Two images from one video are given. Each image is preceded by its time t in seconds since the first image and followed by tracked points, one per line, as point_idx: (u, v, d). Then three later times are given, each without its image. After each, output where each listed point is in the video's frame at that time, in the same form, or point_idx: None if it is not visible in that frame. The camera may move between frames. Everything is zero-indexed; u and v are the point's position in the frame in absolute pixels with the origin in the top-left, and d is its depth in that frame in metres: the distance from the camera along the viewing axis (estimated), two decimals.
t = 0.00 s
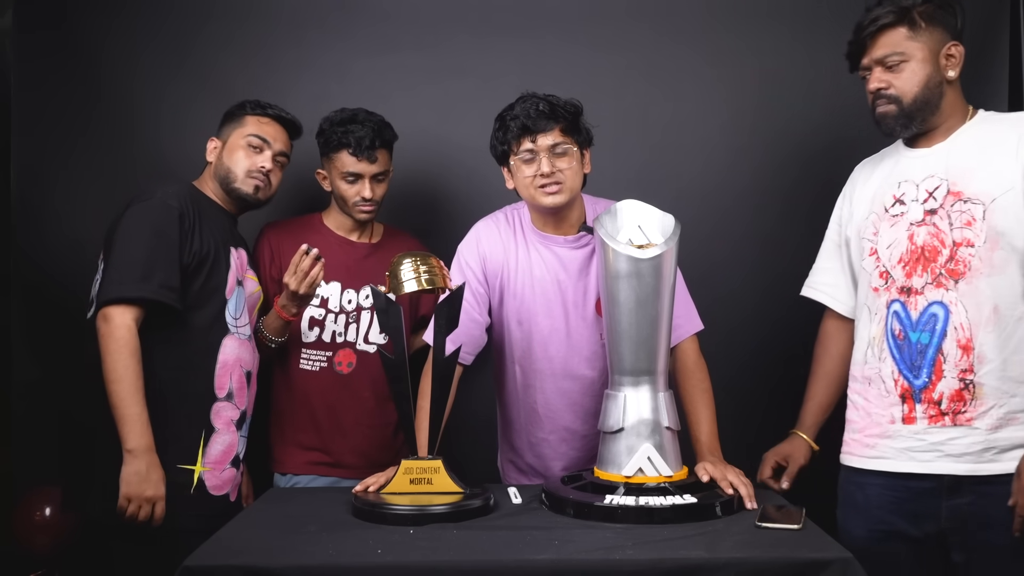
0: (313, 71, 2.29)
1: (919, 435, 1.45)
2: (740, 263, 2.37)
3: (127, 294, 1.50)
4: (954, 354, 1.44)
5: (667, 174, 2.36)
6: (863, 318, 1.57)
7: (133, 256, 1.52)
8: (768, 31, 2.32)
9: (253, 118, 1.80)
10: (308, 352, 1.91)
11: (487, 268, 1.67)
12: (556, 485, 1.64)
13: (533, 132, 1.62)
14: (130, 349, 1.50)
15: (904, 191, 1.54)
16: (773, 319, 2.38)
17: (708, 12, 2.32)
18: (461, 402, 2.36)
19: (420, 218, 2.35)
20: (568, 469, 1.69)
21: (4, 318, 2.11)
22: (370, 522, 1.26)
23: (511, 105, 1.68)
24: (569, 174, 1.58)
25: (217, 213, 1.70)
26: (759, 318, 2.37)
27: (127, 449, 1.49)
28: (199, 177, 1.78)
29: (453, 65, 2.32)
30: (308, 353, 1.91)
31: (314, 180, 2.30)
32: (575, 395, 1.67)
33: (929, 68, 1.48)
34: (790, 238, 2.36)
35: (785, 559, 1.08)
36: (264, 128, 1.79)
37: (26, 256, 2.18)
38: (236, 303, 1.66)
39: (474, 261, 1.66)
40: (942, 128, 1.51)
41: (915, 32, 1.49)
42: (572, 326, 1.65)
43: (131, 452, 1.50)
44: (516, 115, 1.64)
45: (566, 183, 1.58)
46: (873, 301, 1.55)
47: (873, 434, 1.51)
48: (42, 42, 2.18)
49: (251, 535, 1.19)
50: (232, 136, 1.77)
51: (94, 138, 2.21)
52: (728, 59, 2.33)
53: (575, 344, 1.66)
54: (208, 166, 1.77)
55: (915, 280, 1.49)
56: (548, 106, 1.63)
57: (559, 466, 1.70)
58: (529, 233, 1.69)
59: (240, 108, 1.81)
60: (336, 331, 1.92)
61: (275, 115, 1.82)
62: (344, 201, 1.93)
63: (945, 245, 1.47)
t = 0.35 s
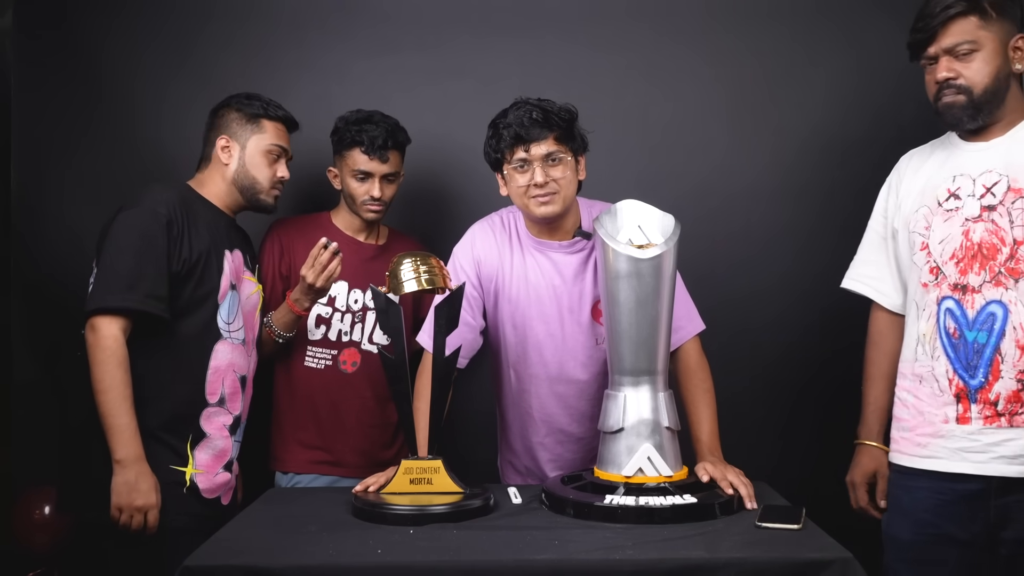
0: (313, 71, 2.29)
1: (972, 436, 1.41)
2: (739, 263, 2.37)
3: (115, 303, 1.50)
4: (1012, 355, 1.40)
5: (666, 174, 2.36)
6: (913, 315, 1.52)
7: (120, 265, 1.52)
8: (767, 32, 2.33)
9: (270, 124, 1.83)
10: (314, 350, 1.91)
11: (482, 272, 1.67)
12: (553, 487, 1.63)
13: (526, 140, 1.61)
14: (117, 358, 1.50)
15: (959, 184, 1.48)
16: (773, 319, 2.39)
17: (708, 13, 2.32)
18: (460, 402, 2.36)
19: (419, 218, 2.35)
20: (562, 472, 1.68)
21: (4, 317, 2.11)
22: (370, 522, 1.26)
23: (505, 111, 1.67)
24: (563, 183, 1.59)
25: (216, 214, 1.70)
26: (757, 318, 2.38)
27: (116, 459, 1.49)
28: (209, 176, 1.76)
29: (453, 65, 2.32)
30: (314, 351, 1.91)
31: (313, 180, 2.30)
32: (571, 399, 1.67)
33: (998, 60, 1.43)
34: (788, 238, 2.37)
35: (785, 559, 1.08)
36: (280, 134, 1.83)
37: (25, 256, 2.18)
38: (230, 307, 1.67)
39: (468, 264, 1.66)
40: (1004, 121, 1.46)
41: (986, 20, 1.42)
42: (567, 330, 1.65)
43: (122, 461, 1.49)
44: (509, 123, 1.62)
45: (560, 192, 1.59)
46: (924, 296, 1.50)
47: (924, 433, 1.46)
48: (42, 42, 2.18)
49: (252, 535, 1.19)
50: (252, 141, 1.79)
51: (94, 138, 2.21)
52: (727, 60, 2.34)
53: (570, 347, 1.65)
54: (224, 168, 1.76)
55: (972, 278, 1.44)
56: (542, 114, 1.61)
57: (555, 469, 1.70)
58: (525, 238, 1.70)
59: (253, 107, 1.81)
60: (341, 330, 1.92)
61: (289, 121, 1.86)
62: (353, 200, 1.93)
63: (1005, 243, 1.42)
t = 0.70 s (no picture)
0: (313, 71, 2.29)
1: (992, 436, 1.41)
2: (739, 263, 2.37)
3: (121, 296, 1.49)
4: None
5: (666, 175, 2.36)
6: (938, 313, 1.52)
7: (128, 260, 1.51)
8: (768, 32, 2.33)
9: (289, 139, 1.85)
10: (315, 348, 1.92)
11: (483, 278, 1.67)
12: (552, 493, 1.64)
13: (528, 157, 1.59)
14: (122, 352, 1.49)
15: (987, 183, 1.48)
16: (773, 319, 2.39)
17: (709, 13, 2.32)
18: (461, 402, 2.36)
19: (420, 219, 2.35)
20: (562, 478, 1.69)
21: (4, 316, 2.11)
22: (370, 522, 1.26)
23: (506, 122, 1.65)
24: (565, 200, 1.59)
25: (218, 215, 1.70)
26: (757, 318, 2.38)
27: (115, 453, 1.48)
28: (226, 180, 1.76)
29: (453, 65, 2.32)
30: (315, 349, 1.91)
31: (313, 180, 2.30)
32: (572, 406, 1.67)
33: None
34: (788, 238, 2.37)
35: (786, 559, 1.08)
36: (294, 151, 1.86)
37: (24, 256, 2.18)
38: (234, 308, 1.67)
39: (469, 270, 1.66)
40: None
41: (1019, 21, 1.40)
42: (568, 337, 1.65)
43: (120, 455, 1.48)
44: (511, 137, 1.61)
45: (562, 210, 1.59)
46: (948, 295, 1.50)
47: (945, 429, 1.47)
48: (42, 42, 2.18)
49: (252, 535, 1.19)
50: (273, 153, 1.81)
51: (94, 138, 2.21)
52: (728, 60, 2.34)
53: (571, 355, 1.65)
54: (243, 175, 1.77)
55: (996, 278, 1.43)
56: (545, 129, 1.60)
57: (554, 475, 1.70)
58: (524, 245, 1.70)
59: (277, 122, 1.83)
60: (343, 329, 1.92)
61: (300, 143, 1.89)
62: (349, 194, 1.94)
63: None
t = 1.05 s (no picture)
0: (313, 71, 2.29)
1: (970, 433, 1.40)
2: (739, 263, 2.37)
3: (140, 289, 1.50)
4: (1015, 356, 1.37)
5: (665, 174, 2.36)
6: (927, 309, 1.53)
7: (149, 253, 1.52)
8: (767, 31, 2.33)
9: (298, 145, 1.82)
10: (315, 347, 1.92)
11: (483, 276, 1.67)
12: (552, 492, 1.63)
13: (528, 148, 1.60)
14: (144, 340, 1.50)
15: (978, 181, 1.47)
16: (772, 318, 2.39)
17: (708, 12, 2.32)
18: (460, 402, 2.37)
19: (420, 219, 2.35)
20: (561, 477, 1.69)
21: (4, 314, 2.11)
22: (370, 522, 1.26)
23: (509, 118, 1.66)
24: (563, 192, 1.58)
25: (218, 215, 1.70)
26: (757, 318, 2.38)
27: (146, 441, 1.49)
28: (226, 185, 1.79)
29: (453, 65, 2.32)
30: (315, 348, 1.91)
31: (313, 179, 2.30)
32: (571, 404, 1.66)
33: (1020, 66, 1.40)
34: (788, 238, 2.37)
35: (785, 559, 1.08)
36: (304, 156, 1.81)
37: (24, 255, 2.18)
38: (241, 310, 1.67)
39: (469, 268, 1.66)
40: None
41: (1002, 29, 1.40)
42: (568, 335, 1.65)
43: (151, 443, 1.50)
44: (512, 130, 1.62)
45: (560, 202, 1.59)
46: (936, 292, 1.51)
47: (927, 426, 1.47)
48: (42, 41, 2.18)
49: (252, 535, 1.19)
50: (273, 158, 1.79)
51: (93, 137, 2.21)
52: (728, 59, 2.34)
53: (571, 352, 1.65)
54: (240, 180, 1.78)
55: (980, 276, 1.43)
56: (546, 122, 1.61)
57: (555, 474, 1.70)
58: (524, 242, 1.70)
59: (285, 129, 1.82)
60: (343, 328, 1.92)
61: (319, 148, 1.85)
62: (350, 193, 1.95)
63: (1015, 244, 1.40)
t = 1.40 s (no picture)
0: (313, 70, 2.29)
1: (922, 435, 1.40)
2: (738, 263, 2.37)
3: (145, 301, 1.50)
4: (963, 354, 1.37)
5: (665, 174, 2.36)
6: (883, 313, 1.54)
7: (155, 265, 1.52)
8: (768, 31, 2.33)
9: (308, 156, 1.80)
10: (318, 348, 1.92)
11: (486, 271, 1.67)
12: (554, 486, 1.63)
13: (532, 132, 1.62)
14: (146, 353, 1.50)
15: (927, 183, 1.48)
16: (771, 318, 2.38)
17: (708, 12, 2.32)
18: (460, 402, 2.37)
19: (419, 218, 2.35)
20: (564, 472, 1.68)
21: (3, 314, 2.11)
22: (370, 522, 1.26)
23: (516, 106, 1.68)
24: (565, 177, 1.58)
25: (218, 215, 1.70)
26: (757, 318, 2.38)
27: (148, 454, 1.49)
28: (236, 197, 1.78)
29: (453, 64, 2.32)
30: (319, 350, 1.92)
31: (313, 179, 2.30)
32: (573, 397, 1.66)
33: (958, 69, 1.41)
34: (789, 237, 2.37)
35: (785, 559, 1.08)
36: (315, 169, 1.80)
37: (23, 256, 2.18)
38: (243, 323, 1.67)
39: (472, 264, 1.67)
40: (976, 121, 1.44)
41: (938, 33, 1.41)
42: (569, 328, 1.65)
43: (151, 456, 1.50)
44: (517, 115, 1.64)
45: (561, 186, 1.59)
46: (891, 295, 1.52)
47: (884, 431, 1.47)
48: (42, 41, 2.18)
49: (252, 535, 1.19)
50: (284, 171, 1.77)
51: (93, 137, 2.21)
52: (728, 59, 2.34)
53: (572, 345, 1.65)
54: (251, 194, 1.77)
55: (929, 276, 1.44)
56: (551, 108, 1.63)
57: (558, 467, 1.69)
58: (527, 234, 1.71)
59: (295, 140, 1.79)
60: (347, 329, 1.92)
61: (331, 156, 1.82)
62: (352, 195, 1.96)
63: (962, 241, 1.40)
